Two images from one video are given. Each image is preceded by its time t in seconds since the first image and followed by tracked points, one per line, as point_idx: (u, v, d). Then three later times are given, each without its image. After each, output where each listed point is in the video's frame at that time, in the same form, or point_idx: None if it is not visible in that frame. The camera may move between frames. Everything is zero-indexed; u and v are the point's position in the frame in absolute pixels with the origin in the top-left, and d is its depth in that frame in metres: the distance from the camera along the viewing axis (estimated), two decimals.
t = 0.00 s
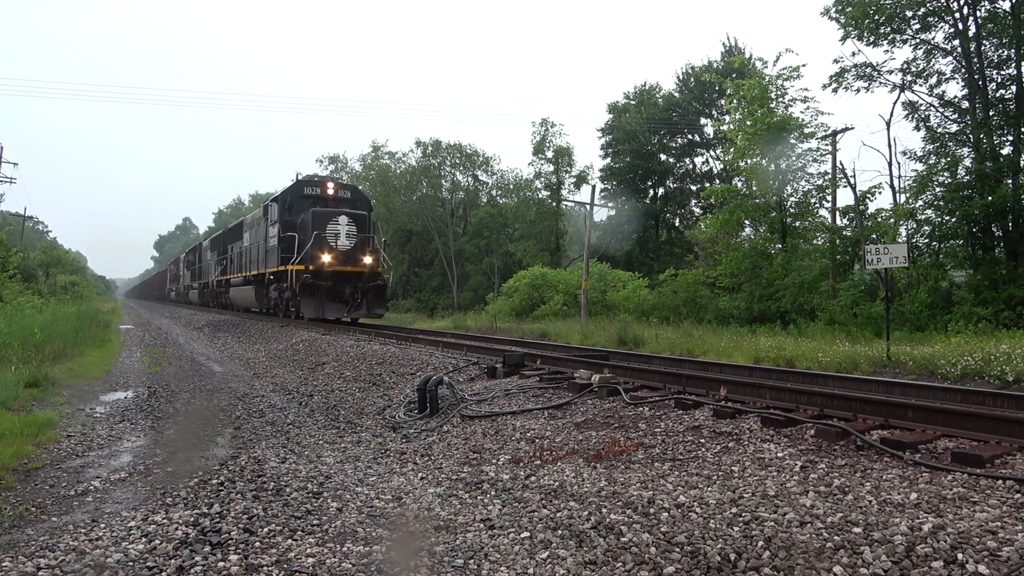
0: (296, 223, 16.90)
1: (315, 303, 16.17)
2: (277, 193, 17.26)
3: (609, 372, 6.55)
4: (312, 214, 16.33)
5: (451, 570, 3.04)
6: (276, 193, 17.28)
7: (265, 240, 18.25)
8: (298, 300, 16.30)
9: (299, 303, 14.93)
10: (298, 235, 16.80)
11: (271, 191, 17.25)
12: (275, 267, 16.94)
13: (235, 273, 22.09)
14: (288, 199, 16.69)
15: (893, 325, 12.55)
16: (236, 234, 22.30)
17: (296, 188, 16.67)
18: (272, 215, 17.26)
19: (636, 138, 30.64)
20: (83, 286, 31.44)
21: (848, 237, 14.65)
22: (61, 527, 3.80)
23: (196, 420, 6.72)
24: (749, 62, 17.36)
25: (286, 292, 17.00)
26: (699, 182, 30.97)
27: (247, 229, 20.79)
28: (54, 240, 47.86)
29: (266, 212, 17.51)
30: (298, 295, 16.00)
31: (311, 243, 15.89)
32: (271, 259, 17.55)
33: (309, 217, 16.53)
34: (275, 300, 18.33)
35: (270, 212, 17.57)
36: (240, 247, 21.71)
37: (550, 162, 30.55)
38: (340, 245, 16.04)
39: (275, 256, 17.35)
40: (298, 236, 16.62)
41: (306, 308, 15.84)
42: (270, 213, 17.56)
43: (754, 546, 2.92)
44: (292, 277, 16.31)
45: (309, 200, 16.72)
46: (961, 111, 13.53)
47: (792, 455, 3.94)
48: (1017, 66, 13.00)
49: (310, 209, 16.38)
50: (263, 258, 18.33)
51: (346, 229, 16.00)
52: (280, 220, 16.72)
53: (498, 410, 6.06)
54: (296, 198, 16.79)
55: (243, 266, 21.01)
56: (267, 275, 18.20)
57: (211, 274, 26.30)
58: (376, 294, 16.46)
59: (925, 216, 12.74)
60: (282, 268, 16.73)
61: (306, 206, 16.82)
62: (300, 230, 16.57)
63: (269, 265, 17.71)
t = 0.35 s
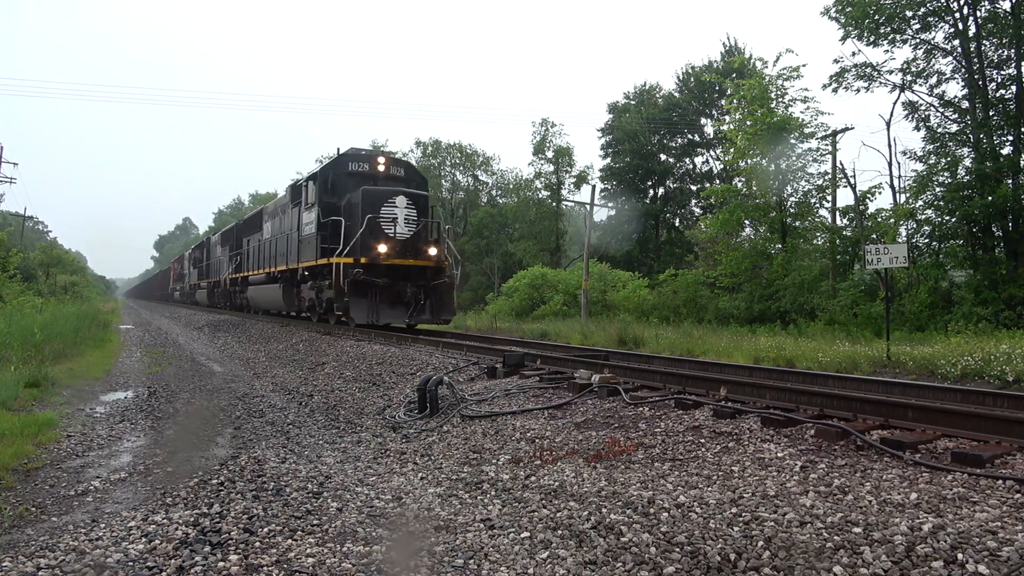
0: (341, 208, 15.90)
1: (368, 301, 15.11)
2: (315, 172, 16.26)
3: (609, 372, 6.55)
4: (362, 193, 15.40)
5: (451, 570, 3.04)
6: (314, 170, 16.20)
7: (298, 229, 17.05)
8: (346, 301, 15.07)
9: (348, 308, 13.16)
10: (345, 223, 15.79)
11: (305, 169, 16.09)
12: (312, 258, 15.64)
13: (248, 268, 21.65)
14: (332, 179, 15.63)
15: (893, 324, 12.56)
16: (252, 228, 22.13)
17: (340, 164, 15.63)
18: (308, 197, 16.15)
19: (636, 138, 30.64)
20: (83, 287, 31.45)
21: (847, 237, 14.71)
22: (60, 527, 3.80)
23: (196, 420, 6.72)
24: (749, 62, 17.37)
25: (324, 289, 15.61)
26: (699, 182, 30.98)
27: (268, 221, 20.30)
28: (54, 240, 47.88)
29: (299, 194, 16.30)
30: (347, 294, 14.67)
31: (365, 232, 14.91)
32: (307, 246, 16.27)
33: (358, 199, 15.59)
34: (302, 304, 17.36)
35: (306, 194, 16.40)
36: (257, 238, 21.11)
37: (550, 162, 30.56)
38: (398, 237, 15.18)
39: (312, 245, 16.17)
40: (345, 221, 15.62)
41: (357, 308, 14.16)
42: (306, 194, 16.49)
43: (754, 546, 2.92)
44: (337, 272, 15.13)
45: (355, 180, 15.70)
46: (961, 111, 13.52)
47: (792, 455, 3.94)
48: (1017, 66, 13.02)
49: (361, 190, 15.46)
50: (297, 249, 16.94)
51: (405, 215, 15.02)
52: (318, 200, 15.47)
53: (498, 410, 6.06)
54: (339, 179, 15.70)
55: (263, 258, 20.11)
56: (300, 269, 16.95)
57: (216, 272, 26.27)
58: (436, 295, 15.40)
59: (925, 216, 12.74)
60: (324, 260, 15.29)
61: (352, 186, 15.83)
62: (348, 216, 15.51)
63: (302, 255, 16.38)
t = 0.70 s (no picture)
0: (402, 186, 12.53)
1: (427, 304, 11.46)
2: (359, 147, 12.97)
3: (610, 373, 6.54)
4: (434, 159, 11.98)
5: (451, 570, 3.04)
6: (353, 148, 13.08)
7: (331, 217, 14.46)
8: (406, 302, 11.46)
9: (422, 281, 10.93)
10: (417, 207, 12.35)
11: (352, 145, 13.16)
12: (370, 250, 12.54)
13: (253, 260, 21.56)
14: (389, 147, 12.34)
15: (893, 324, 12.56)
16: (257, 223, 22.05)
17: (400, 126, 12.44)
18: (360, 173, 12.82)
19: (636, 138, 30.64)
20: (83, 287, 31.47)
21: (847, 237, 14.75)
22: (60, 527, 3.80)
23: (196, 420, 6.72)
24: (749, 62, 17.37)
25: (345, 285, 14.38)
26: (699, 182, 30.99)
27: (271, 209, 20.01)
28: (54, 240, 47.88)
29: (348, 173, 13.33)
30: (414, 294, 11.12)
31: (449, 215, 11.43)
32: (368, 239, 12.74)
33: (428, 172, 12.28)
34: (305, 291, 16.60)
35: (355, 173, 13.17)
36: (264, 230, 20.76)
37: (550, 162, 30.55)
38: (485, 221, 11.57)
39: (372, 233, 12.63)
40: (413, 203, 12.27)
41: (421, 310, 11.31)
42: (351, 172, 13.19)
43: (754, 546, 2.92)
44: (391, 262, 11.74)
45: (416, 149, 12.50)
46: (961, 111, 13.52)
47: (792, 455, 3.94)
48: (1017, 66, 13.03)
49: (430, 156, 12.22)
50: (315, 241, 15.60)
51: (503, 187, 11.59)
52: (378, 180, 12.30)
53: (498, 410, 6.07)
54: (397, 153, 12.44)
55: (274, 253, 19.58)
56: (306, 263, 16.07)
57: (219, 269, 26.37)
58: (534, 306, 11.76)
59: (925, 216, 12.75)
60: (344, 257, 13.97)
61: (411, 159, 12.53)
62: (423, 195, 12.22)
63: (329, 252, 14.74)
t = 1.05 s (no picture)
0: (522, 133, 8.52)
1: (575, 322, 7.32)
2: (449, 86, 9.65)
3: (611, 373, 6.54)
4: (583, 96, 7.99)
5: (451, 571, 3.04)
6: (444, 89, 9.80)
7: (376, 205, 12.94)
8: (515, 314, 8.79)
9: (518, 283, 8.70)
10: (548, 160, 8.22)
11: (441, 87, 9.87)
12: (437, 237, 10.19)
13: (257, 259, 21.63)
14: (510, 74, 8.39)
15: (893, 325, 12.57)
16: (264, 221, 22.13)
17: (520, 50, 8.44)
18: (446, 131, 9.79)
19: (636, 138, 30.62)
20: (84, 286, 31.50)
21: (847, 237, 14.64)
22: (61, 528, 3.80)
23: (196, 420, 6.72)
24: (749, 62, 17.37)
25: (374, 283, 13.27)
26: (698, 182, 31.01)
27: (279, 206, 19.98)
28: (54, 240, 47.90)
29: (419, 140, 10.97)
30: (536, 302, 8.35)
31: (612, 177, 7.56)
32: (451, 219, 9.82)
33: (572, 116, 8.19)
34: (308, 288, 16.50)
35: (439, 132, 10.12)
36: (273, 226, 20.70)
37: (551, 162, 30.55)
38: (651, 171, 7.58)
39: (459, 207, 9.42)
40: (550, 157, 8.19)
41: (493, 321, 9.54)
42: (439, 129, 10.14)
43: (754, 546, 2.92)
44: (453, 255, 9.96)
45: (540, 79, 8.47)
46: (961, 111, 13.51)
47: (792, 455, 3.94)
48: (1017, 66, 13.04)
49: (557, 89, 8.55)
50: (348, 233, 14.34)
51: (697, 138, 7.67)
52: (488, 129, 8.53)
53: (498, 410, 6.07)
54: (518, 91, 8.48)
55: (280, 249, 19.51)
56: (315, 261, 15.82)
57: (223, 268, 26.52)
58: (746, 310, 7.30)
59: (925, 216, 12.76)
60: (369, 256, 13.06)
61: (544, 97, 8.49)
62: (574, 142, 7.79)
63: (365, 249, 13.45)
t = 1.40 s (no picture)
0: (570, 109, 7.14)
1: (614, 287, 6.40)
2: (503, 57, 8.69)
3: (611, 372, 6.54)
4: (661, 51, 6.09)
5: (451, 571, 3.04)
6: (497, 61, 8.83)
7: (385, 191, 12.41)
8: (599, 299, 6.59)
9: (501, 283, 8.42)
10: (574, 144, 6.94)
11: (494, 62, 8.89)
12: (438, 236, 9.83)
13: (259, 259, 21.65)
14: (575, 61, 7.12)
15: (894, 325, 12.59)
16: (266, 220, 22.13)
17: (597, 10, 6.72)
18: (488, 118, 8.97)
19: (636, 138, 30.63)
20: (83, 286, 31.53)
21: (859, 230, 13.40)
22: (60, 528, 3.80)
23: (196, 420, 6.72)
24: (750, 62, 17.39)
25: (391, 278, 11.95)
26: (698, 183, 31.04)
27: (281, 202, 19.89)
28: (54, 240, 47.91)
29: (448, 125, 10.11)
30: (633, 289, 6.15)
31: (633, 158, 6.01)
32: (460, 215, 9.29)
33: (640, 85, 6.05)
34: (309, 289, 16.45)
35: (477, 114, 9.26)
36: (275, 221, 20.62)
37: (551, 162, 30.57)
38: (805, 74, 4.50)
39: (477, 201, 8.88)
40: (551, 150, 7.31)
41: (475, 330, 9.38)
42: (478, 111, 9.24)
43: (754, 546, 2.92)
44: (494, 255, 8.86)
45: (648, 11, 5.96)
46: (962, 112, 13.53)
47: (792, 455, 3.94)
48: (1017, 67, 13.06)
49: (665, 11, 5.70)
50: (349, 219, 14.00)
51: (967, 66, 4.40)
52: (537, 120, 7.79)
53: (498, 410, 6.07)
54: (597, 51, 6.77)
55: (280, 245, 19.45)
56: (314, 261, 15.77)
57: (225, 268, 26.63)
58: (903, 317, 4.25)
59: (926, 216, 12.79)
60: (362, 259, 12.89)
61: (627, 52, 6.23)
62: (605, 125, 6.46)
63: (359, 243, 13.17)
